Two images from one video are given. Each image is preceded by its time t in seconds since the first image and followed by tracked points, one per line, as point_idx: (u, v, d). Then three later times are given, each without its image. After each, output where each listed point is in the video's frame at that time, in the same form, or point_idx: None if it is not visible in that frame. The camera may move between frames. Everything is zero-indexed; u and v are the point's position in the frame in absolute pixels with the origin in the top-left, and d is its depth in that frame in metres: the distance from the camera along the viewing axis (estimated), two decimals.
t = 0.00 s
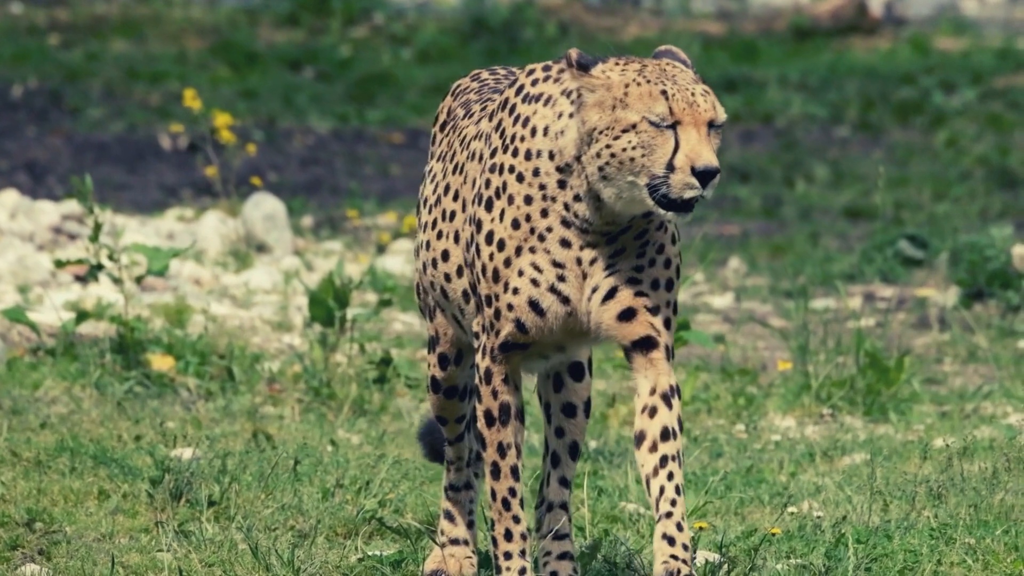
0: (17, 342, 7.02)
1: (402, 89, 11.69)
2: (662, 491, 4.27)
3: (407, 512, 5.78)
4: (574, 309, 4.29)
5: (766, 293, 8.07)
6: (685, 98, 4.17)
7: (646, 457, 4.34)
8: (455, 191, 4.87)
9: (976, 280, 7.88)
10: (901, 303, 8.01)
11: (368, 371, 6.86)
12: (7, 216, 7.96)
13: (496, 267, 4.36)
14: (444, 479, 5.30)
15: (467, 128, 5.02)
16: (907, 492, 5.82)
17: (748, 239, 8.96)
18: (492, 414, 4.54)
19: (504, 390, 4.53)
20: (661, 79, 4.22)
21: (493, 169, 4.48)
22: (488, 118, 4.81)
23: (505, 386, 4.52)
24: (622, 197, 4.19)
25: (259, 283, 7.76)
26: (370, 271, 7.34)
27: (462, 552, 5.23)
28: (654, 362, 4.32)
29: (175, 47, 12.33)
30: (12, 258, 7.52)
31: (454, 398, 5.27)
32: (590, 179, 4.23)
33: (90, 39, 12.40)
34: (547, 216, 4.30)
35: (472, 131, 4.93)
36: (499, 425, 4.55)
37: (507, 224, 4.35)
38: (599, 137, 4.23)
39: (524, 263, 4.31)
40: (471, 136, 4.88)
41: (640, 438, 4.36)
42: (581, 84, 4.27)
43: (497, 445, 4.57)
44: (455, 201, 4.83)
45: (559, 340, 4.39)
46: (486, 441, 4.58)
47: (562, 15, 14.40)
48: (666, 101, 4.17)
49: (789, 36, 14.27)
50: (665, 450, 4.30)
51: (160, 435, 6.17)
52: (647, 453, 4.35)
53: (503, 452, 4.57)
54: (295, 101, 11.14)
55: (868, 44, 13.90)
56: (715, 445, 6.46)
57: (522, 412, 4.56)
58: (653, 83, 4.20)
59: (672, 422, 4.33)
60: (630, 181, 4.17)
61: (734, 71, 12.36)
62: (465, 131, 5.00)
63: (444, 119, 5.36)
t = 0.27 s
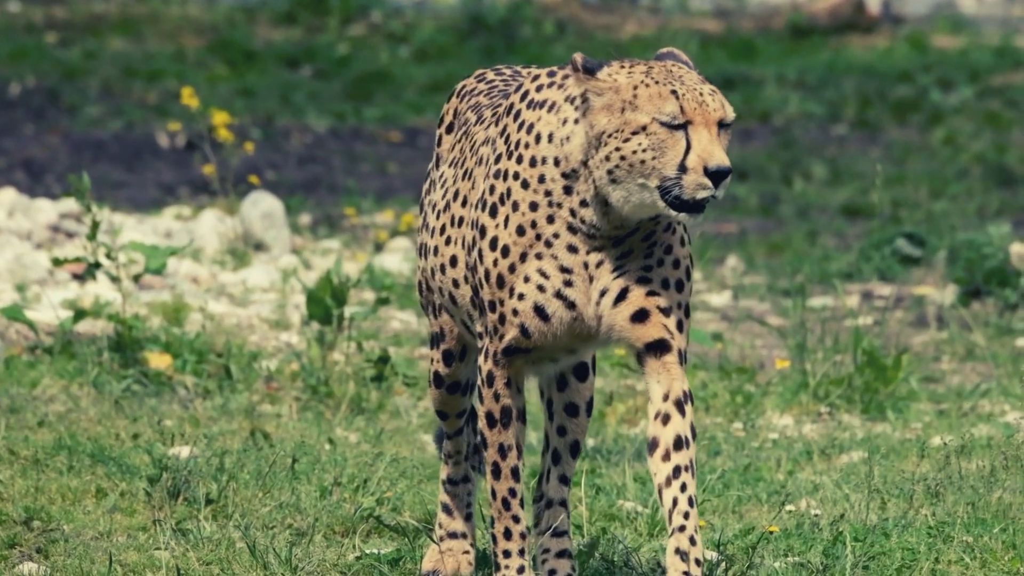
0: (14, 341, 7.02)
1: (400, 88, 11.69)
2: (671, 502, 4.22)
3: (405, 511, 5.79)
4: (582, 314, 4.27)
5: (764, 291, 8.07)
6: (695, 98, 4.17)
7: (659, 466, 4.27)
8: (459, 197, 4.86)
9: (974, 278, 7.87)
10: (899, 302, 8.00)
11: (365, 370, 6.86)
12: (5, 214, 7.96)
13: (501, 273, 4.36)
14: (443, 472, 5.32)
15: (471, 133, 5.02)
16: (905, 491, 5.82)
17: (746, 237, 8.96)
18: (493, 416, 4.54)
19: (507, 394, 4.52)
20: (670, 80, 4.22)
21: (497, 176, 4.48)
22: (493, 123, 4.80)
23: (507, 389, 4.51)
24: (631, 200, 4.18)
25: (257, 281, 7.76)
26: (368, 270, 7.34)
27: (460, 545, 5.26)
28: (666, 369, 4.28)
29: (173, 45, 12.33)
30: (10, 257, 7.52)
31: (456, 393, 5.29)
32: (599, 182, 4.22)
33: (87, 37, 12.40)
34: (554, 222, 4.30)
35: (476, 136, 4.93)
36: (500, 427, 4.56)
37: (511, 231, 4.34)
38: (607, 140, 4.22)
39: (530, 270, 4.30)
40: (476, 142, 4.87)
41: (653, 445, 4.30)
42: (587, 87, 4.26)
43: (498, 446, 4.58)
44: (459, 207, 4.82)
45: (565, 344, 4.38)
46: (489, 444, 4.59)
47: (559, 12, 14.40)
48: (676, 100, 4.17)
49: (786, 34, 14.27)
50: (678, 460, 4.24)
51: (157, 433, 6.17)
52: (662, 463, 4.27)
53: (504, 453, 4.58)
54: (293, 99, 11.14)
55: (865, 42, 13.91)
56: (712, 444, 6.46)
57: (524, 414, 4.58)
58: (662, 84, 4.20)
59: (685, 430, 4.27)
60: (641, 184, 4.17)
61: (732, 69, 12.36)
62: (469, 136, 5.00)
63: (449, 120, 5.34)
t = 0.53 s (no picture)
0: (11, 339, 7.02)
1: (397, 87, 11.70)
2: (675, 513, 4.22)
3: (403, 508, 5.78)
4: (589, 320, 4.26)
5: (761, 289, 8.07)
6: (707, 100, 4.19)
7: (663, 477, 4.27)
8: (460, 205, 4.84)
9: (971, 277, 7.87)
10: (896, 300, 8.01)
11: (363, 368, 6.86)
12: (2, 213, 7.96)
13: (504, 280, 4.34)
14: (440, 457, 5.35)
15: (472, 140, 5.00)
16: (902, 489, 5.81)
17: (743, 236, 8.95)
18: (494, 420, 4.54)
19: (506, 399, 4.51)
20: (680, 82, 4.24)
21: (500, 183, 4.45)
22: (495, 129, 4.79)
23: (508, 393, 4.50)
24: (641, 203, 4.17)
25: (254, 280, 7.76)
26: (365, 268, 7.35)
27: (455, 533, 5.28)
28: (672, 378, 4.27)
29: (170, 43, 12.33)
30: (7, 255, 7.52)
31: (457, 386, 5.23)
32: (609, 186, 4.21)
33: (85, 36, 12.41)
34: (559, 228, 4.29)
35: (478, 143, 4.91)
36: (500, 429, 4.56)
37: (515, 238, 4.33)
38: (618, 143, 4.22)
39: (535, 277, 4.29)
40: (477, 148, 4.86)
41: (658, 455, 4.29)
42: (595, 92, 4.26)
43: (498, 447, 4.59)
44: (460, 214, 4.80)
45: (568, 350, 4.37)
46: (489, 446, 4.58)
47: (556, 11, 14.40)
48: (688, 100, 4.18)
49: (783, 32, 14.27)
50: (682, 474, 4.24)
51: (155, 431, 6.16)
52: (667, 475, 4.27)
53: (504, 454, 4.58)
54: (290, 97, 11.14)
55: (863, 40, 13.91)
56: (710, 442, 6.46)
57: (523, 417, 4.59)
58: (672, 85, 4.21)
59: (691, 443, 4.27)
60: (652, 186, 4.17)
61: (729, 67, 12.36)
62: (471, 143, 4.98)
63: (453, 121, 5.28)
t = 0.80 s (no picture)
0: (8, 337, 7.02)
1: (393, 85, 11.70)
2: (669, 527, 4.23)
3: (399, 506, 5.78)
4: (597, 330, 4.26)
5: (758, 288, 8.07)
6: (724, 104, 4.16)
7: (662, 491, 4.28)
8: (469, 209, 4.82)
9: (968, 275, 7.87)
10: (893, 298, 8.01)
11: (359, 366, 6.85)
12: None
13: (510, 290, 4.35)
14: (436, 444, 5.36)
15: (483, 142, 4.96)
16: (898, 487, 5.81)
17: (740, 234, 8.96)
18: (494, 422, 4.57)
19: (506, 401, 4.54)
20: (695, 86, 4.21)
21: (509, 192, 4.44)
22: (505, 133, 4.76)
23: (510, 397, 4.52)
24: (656, 209, 4.15)
25: (251, 278, 7.76)
26: (361, 266, 7.36)
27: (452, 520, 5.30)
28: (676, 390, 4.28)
29: (166, 42, 12.34)
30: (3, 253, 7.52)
31: (458, 380, 5.23)
32: (622, 194, 4.18)
33: (81, 34, 12.41)
34: (567, 238, 4.28)
35: (488, 146, 4.88)
36: (499, 431, 4.58)
37: (523, 249, 4.32)
38: (633, 150, 4.19)
39: (541, 289, 4.29)
40: (490, 151, 4.81)
41: (657, 466, 4.30)
42: (609, 98, 4.23)
43: (499, 449, 4.61)
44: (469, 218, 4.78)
45: (574, 359, 4.37)
46: (490, 448, 4.60)
47: (553, 9, 14.40)
48: (705, 103, 4.16)
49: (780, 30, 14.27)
50: (679, 490, 4.24)
51: (151, 430, 6.16)
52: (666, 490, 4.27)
53: (504, 455, 4.60)
54: (287, 96, 11.15)
55: (859, 39, 13.92)
56: (706, 441, 6.46)
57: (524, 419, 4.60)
58: (689, 89, 4.19)
59: (688, 459, 4.27)
60: (669, 192, 4.14)
61: (726, 66, 12.36)
62: (480, 145, 4.95)
63: (461, 116, 5.23)
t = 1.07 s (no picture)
0: (4, 337, 7.02)
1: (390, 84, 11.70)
2: (667, 530, 4.23)
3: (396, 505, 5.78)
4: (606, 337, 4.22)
5: (754, 286, 8.08)
6: (741, 108, 4.12)
7: (661, 491, 4.28)
8: (478, 212, 4.77)
9: (964, 274, 7.87)
10: (890, 297, 8.01)
11: (356, 365, 6.85)
12: None
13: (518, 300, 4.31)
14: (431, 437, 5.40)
15: (491, 141, 4.91)
16: (896, 485, 5.82)
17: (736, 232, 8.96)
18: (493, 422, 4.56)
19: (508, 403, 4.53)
20: (711, 90, 4.16)
21: (517, 201, 4.37)
22: (515, 135, 4.70)
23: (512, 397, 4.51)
24: (671, 215, 4.09)
25: (248, 277, 7.76)
26: (358, 264, 7.37)
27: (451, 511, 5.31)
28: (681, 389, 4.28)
29: (163, 40, 12.34)
30: None
31: (458, 376, 5.20)
32: (637, 200, 4.12)
33: (78, 32, 12.42)
34: (575, 247, 4.23)
35: (497, 147, 4.82)
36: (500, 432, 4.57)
37: (531, 260, 4.27)
38: (648, 156, 4.12)
39: (550, 299, 4.25)
40: (501, 153, 4.74)
41: (657, 465, 4.30)
42: (624, 105, 4.17)
43: (499, 449, 4.59)
44: (478, 222, 4.72)
45: (582, 364, 4.34)
46: (490, 448, 4.60)
47: (550, 8, 14.41)
48: (722, 107, 4.11)
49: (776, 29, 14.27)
50: (679, 490, 4.25)
51: (148, 429, 6.16)
52: (664, 488, 4.28)
53: (504, 456, 4.59)
54: (283, 94, 11.15)
55: (856, 37, 13.92)
56: (702, 440, 6.46)
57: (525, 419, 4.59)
58: (705, 94, 4.13)
59: (689, 457, 4.28)
60: (685, 197, 4.08)
61: (723, 64, 12.36)
62: (489, 146, 4.88)
63: (468, 110, 5.19)
